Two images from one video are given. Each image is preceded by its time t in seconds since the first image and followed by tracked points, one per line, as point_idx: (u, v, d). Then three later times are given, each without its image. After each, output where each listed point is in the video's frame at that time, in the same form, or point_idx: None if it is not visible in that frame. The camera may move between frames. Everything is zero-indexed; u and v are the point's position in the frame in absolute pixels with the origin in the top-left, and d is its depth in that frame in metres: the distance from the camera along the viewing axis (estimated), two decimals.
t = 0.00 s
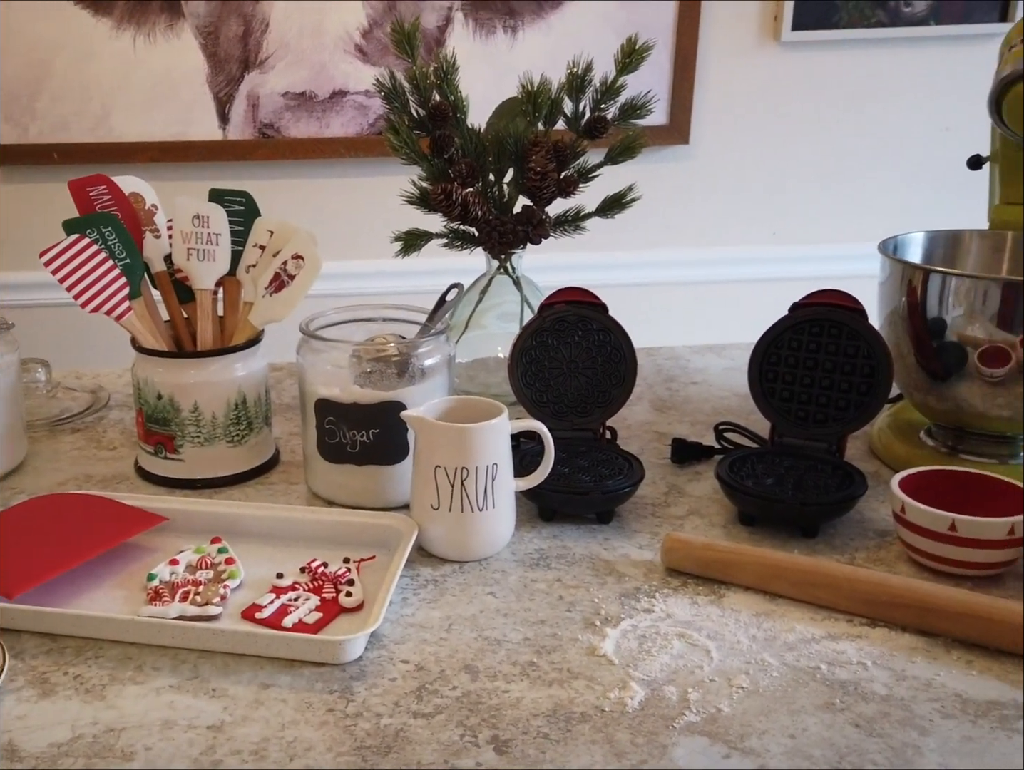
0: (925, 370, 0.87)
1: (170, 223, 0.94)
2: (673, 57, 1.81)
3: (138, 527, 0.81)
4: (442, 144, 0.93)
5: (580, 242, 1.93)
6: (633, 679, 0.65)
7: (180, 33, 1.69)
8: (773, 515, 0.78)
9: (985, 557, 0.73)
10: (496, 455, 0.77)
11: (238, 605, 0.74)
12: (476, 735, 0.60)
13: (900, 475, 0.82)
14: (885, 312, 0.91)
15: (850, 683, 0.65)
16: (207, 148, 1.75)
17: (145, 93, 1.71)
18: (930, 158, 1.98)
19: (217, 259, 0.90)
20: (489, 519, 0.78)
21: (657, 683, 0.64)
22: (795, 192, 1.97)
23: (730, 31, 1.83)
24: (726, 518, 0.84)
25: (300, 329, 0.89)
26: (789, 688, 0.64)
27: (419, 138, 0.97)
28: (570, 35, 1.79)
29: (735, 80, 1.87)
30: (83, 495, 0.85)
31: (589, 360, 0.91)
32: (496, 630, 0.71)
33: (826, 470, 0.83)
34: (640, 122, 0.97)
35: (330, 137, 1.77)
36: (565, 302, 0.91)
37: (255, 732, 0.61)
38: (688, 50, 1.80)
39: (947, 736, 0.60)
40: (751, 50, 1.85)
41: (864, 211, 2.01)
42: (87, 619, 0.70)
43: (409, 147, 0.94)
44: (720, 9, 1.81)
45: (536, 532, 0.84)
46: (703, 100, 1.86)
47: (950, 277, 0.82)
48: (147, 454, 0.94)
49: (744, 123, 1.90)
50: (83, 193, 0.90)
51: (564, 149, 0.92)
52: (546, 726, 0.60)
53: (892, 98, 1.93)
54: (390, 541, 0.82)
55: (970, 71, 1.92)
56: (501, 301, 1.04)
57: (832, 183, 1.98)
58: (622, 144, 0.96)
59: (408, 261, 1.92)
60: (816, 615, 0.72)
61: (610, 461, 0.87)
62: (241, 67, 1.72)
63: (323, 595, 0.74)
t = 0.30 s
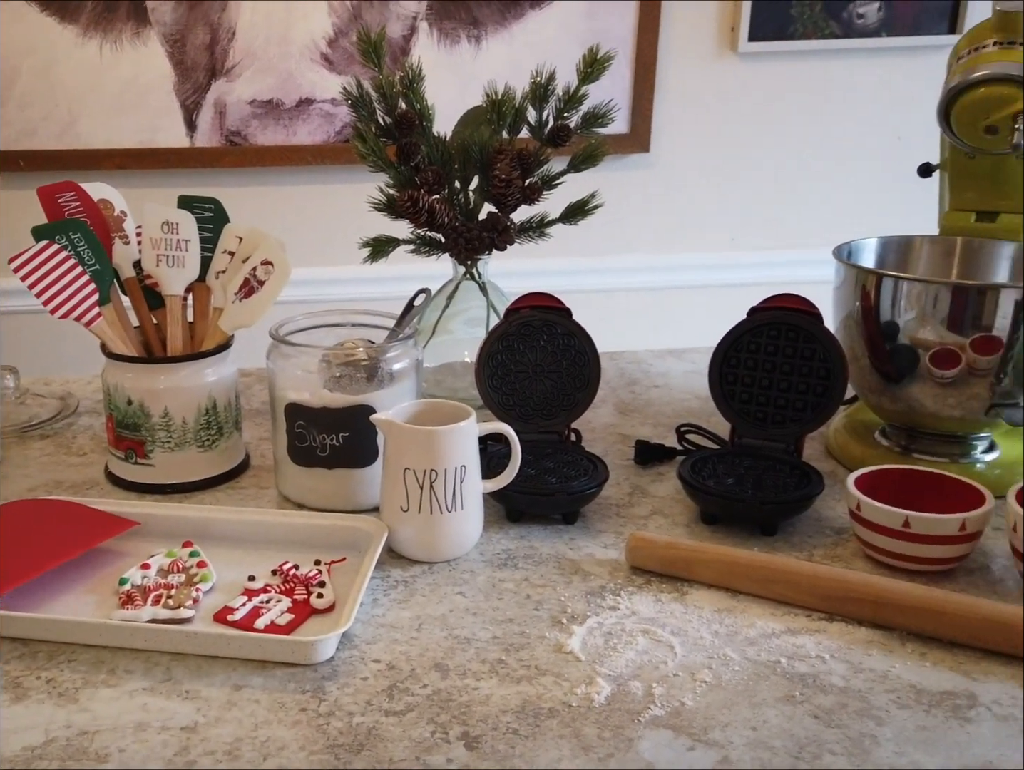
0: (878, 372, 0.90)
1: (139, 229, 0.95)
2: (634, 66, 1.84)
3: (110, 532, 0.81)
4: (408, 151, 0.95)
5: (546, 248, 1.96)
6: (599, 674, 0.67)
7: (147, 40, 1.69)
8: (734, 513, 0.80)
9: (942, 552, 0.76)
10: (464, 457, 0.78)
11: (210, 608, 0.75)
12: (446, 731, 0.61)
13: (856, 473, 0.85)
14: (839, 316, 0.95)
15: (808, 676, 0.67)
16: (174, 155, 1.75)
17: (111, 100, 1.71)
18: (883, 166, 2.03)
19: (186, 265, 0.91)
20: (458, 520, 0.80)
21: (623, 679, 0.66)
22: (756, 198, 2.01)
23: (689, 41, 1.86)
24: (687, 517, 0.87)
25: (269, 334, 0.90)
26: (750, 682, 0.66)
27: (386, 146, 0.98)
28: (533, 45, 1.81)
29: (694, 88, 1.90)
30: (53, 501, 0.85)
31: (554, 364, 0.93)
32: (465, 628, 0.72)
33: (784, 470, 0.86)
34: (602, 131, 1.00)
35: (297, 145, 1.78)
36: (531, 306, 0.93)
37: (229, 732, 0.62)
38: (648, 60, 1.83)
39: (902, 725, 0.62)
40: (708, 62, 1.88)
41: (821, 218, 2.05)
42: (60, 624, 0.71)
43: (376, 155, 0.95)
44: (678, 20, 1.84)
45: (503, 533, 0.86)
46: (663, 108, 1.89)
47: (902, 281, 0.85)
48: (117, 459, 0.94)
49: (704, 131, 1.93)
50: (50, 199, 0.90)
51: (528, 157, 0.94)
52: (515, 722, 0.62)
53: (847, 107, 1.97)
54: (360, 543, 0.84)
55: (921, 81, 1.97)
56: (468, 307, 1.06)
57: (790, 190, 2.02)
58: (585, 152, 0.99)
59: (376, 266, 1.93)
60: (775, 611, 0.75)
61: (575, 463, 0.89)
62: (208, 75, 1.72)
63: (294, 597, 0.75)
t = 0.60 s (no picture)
0: (839, 371, 0.93)
1: (113, 233, 0.95)
2: (600, 72, 1.86)
3: (86, 534, 0.82)
4: (379, 155, 0.96)
5: (517, 252, 1.98)
6: (570, 667, 0.69)
7: (117, 46, 1.68)
8: (700, 509, 0.82)
9: (903, 546, 0.78)
10: (437, 456, 0.80)
11: (187, 607, 0.76)
12: (422, 725, 0.63)
13: (818, 469, 0.87)
14: (801, 316, 0.97)
15: (773, 666, 0.69)
16: (146, 160, 1.74)
17: (82, 105, 1.70)
18: (848, 170, 2.07)
19: (160, 269, 0.91)
20: (431, 518, 0.82)
21: (594, 671, 0.68)
22: (724, 201, 2.04)
23: (654, 47, 1.89)
24: (655, 514, 0.89)
25: (244, 337, 0.91)
26: (716, 673, 0.68)
27: (358, 150, 0.99)
28: (501, 51, 1.82)
29: (660, 94, 1.93)
30: (28, 503, 0.86)
31: (524, 365, 0.95)
32: (439, 624, 0.74)
33: (749, 466, 0.88)
34: (570, 136, 1.02)
35: (268, 149, 1.79)
36: (502, 308, 0.95)
37: (207, 729, 0.63)
38: (614, 66, 1.86)
39: (864, 712, 0.65)
40: (672, 67, 1.91)
41: (785, 221, 2.09)
42: (37, 625, 0.71)
43: (347, 159, 0.96)
44: (642, 27, 1.87)
45: (476, 530, 0.88)
46: (630, 114, 1.92)
47: (861, 282, 0.88)
48: (92, 462, 0.95)
49: (672, 135, 1.96)
50: (23, 203, 0.91)
51: (497, 161, 0.96)
52: (488, 715, 0.64)
53: (810, 113, 2.01)
54: (334, 541, 0.85)
55: (881, 87, 2.01)
56: (439, 309, 1.08)
57: (756, 194, 2.05)
58: (553, 156, 1.01)
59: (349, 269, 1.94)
60: (739, 604, 0.77)
61: (545, 461, 0.91)
62: (179, 80, 1.72)
63: (270, 596, 0.77)
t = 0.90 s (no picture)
0: (810, 368, 0.95)
1: (93, 234, 0.96)
2: (575, 74, 1.88)
3: (68, 533, 0.83)
4: (358, 157, 0.97)
5: (495, 252, 1.99)
6: (551, 660, 0.70)
7: (95, 47, 1.68)
8: (676, 504, 0.84)
9: (873, 539, 0.81)
10: (418, 454, 0.81)
11: (171, 605, 0.76)
12: (405, 718, 0.64)
13: (791, 464, 0.89)
14: (773, 315, 0.99)
15: (747, 657, 0.71)
16: (123, 162, 1.74)
17: (59, 107, 1.69)
18: (820, 172, 2.10)
19: (141, 270, 0.92)
20: (412, 515, 0.83)
21: (573, 664, 0.70)
22: (698, 202, 2.07)
23: (628, 50, 1.91)
24: (632, 509, 0.91)
25: (225, 337, 0.91)
26: (692, 664, 0.70)
27: (337, 152, 1.00)
28: (476, 54, 1.84)
29: (634, 97, 1.95)
30: (10, 503, 0.86)
31: (502, 363, 0.96)
32: (421, 619, 0.75)
33: (723, 462, 0.90)
34: (546, 138, 1.03)
35: (246, 151, 1.79)
36: (481, 308, 0.97)
37: (193, 725, 0.64)
38: (588, 69, 1.88)
39: (837, 700, 0.67)
40: (646, 70, 1.93)
41: (760, 223, 2.12)
42: (22, 624, 0.72)
43: (326, 161, 0.97)
44: (615, 30, 1.89)
45: (456, 527, 0.89)
46: (605, 116, 1.94)
47: (831, 281, 0.90)
48: (73, 462, 0.95)
49: (647, 137, 1.99)
50: (4, 204, 0.91)
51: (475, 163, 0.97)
52: (471, 707, 0.65)
53: (780, 115, 2.03)
54: (317, 539, 0.86)
55: (851, 90, 2.04)
56: (419, 309, 1.09)
57: (729, 195, 2.08)
58: (529, 158, 1.02)
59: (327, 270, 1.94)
60: (714, 596, 0.79)
61: (524, 458, 0.92)
62: (156, 82, 1.72)
63: (254, 593, 0.78)
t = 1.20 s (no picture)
0: (790, 366, 0.97)
1: (80, 235, 0.96)
2: (556, 76, 1.89)
3: (57, 533, 0.83)
4: (344, 158, 0.98)
5: (479, 253, 2.00)
6: (537, 654, 0.71)
7: (79, 48, 1.68)
8: (659, 500, 0.86)
9: (852, 533, 0.83)
10: (405, 452, 0.82)
11: (161, 603, 0.77)
12: (394, 712, 0.65)
13: (771, 460, 0.91)
14: (753, 313, 1.01)
15: (730, 649, 0.73)
16: (108, 163, 1.74)
17: (42, 108, 1.69)
18: (801, 172, 2.12)
19: (128, 270, 0.92)
20: (400, 513, 0.84)
21: (559, 658, 0.71)
22: (680, 202, 2.09)
23: (609, 51, 1.93)
24: (616, 506, 0.92)
25: (213, 337, 0.92)
26: (676, 657, 0.72)
27: (323, 153, 1.01)
28: (459, 56, 1.85)
29: (616, 98, 1.96)
30: None
31: (487, 362, 0.97)
32: (409, 615, 0.76)
33: (705, 459, 0.92)
34: (529, 140, 1.04)
35: (230, 151, 1.79)
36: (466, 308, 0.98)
37: (184, 721, 0.65)
38: (569, 70, 1.89)
39: (817, 691, 0.68)
40: (626, 72, 1.95)
41: (741, 223, 2.14)
42: (13, 623, 0.72)
43: (312, 162, 0.98)
44: (596, 32, 1.91)
45: (442, 524, 0.90)
46: (587, 117, 1.96)
47: (810, 280, 0.92)
48: (61, 463, 0.95)
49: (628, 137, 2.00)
50: None
51: (459, 164, 0.98)
52: (459, 701, 0.66)
53: (760, 116, 2.06)
54: (305, 537, 0.87)
55: (831, 92, 2.06)
56: (404, 308, 1.10)
57: (711, 196, 2.10)
58: (513, 160, 1.03)
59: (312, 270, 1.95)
60: (697, 591, 0.80)
61: (509, 456, 0.94)
62: (140, 83, 1.72)
63: (243, 590, 0.78)
